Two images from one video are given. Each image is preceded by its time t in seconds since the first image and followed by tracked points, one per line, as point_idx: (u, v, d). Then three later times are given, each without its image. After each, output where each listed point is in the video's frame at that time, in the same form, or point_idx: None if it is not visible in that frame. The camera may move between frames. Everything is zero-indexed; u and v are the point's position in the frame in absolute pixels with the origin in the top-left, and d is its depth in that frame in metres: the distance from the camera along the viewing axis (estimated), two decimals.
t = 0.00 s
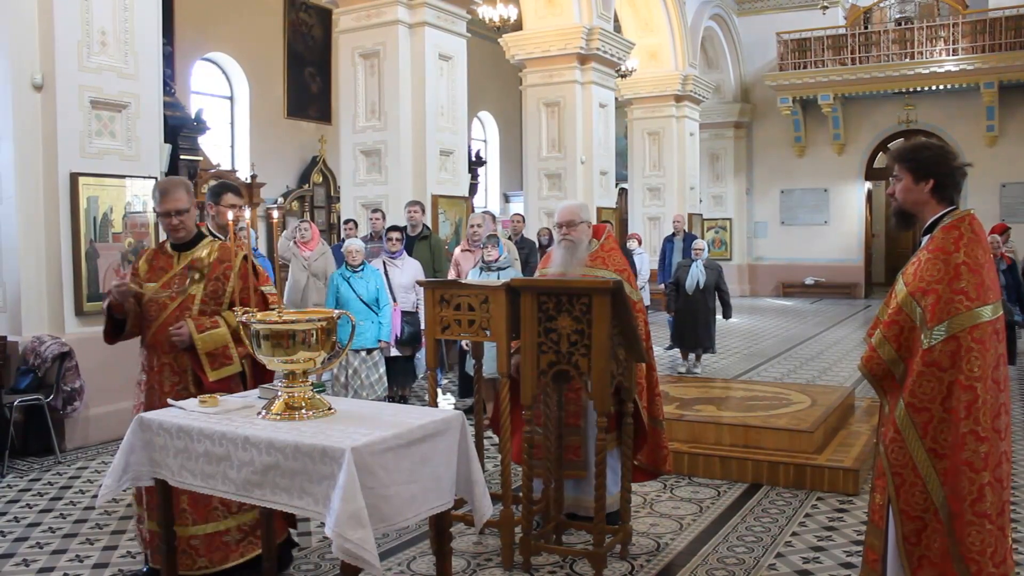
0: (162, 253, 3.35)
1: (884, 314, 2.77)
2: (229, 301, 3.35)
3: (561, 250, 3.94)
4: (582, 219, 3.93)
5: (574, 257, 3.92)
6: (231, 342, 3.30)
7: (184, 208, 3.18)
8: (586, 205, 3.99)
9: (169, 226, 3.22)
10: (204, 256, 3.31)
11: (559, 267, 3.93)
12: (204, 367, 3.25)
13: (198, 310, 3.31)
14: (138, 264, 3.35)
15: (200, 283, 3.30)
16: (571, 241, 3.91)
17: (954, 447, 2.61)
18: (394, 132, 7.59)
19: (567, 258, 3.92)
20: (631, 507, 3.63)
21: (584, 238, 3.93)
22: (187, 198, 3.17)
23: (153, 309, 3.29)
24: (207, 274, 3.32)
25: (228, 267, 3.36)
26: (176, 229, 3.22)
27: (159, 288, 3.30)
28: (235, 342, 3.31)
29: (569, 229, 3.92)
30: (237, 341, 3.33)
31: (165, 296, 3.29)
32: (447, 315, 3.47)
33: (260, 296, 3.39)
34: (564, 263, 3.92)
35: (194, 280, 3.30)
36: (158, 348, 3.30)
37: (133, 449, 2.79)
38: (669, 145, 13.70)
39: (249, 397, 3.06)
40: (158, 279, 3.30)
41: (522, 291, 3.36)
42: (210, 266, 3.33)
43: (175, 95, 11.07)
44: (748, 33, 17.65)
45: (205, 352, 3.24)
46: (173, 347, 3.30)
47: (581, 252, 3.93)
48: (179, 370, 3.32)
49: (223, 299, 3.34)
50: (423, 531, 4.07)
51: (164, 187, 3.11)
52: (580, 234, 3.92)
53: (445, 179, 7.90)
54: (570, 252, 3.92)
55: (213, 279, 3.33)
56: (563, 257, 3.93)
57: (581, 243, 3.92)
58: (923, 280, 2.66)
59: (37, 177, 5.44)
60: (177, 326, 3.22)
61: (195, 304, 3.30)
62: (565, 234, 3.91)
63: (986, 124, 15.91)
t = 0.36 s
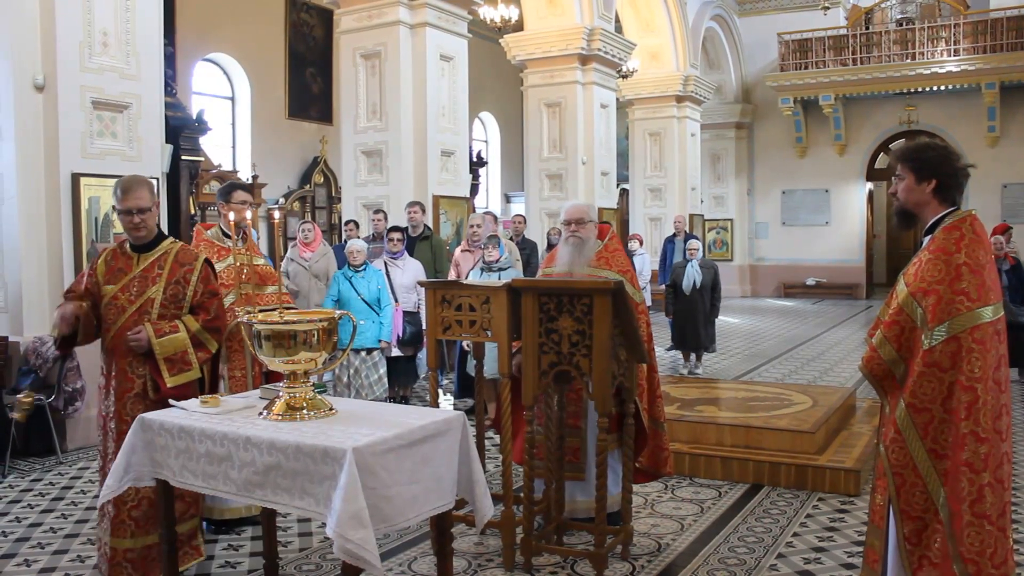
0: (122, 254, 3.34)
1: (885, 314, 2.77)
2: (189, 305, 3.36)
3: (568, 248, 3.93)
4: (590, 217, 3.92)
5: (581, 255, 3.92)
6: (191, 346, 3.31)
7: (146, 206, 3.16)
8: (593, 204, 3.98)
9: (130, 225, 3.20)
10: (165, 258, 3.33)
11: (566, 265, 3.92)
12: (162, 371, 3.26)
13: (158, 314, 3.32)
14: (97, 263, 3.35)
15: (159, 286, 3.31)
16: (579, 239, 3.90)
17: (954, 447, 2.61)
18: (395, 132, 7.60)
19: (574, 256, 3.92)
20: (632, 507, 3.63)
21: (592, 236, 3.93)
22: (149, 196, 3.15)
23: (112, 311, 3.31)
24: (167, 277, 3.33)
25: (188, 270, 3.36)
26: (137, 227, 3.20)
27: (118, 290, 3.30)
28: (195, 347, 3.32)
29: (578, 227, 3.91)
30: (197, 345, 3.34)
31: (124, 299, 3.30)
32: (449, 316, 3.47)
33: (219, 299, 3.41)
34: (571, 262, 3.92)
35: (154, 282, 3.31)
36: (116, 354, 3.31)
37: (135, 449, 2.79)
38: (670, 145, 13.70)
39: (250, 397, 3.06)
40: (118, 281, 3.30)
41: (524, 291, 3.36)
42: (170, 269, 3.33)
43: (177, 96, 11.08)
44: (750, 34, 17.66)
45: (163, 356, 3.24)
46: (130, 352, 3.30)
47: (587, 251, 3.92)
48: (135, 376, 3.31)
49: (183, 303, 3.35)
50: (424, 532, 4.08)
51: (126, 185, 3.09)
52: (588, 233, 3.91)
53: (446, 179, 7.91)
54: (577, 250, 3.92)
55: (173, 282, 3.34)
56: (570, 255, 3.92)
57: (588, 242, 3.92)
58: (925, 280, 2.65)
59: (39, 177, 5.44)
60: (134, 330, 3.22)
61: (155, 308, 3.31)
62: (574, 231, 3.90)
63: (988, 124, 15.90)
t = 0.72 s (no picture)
0: (88, 257, 3.22)
1: (888, 315, 2.77)
2: (152, 316, 3.21)
3: (572, 248, 3.94)
4: (595, 218, 3.92)
5: (586, 256, 3.92)
6: (150, 359, 3.15)
7: (121, 206, 3.07)
8: (597, 205, 3.98)
9: (102, 225, 3.09)
10: (130, 265, 3.19)
11: (571, 265, 3.93)
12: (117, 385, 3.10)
13: (118, 323, 3.17)
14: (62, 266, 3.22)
15: (122, 294, 3.17)
16: (584, 239, 3.90)
17: (956, 448, 2.61)
18: (397, 132, 7.60)
19: (579, 257, 3.92)
20: (634, 507, 3.63)
21: (596, 237, 3.93)
22: (125, 197, 3.07)
23: (72, 317, 3.17)
24: (131, 285, 3.19)
25: (154, 280, 3.22)
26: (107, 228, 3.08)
27: (79, 295, 3.16)
28: (154, 361, 3.16)
29: (582, 227, 3.91)
30: (157, 359, 3.18)
31: (84, 305, 3.16)
32: (451, 316, 3.47)
33: (183, 311, 3.25)
34: (575, 262, 3.92)
35: (116, 290, 3.17)
36: (74, 362, 3.17)
37: (137, 448, 2.80)
38: (672, 146, 13.70)
39: (252, 398, 3.06)
40: (80, 285, 3.17)
41: (526, 292, 3.36)
42: (134, 277, 3.19)
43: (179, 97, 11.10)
44: (751, 34, 17.66)
45: (119, 368, 3.08)
46: (88, 361, 3.17)
47: (592, 252, 3.92)
48: (91, 386, 3.16)
49: (146, 313, 3.21)
50: (426, 532, 4.08)
51: (102, 184, 3.00)
52: (593, 233, 3.91)
53: (448, 179, 7.90)
54: (582, 251, 3.92)
55: (138, 290, 3.20)
56: (574, 255, 3.93)
57: (593, 243, 3.92)
58: (927, 281, 2.65)
59: (42, 178, 5.46)
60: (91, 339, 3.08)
61: (115, 317, 3.17)
62: (579, 232, 3.90)
63: (990, 125, 15.89)
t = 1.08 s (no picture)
0: (57, 252, 3.05)
1: (893, 315, 2.77)
2: (125, 313, 3.03)
3: (581, 250, 3.93)
4: (601, 219, 3.93)
5: (595, 258, 3.92)
6: (122, 358, 2.96)
7: (96, 196, 2.94)
8: (602, 206, 3.99)
9: (74, 218, 2.94)
10: (101, 258, 3.01)
11: (579, 267, 3.92)
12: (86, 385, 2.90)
13: (89, 321, 2.99)
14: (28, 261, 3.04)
15: (93, 289, 2.99)
16: (592, 241, 3.90)
17: (962, 448, 2.60)
18: (402, 132, 7.60)
19: (588, 259, 3.92)
20: (639, 507, 3.63)
21: (604, 238, 3.93)
22: (100, 187, 2.95)
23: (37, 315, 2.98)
24: (103, 281, 3.01)
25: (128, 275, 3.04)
26: (82, 224, 2.94)
27: (46, 290, 2.98)
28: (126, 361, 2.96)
29: (590, 229, 3.92)
30: (130, 358, 3.00)
31: (52, 301, 2.98)
32: (455, 316, 3.47)
33: (158, 309, 3.06)
34: (584, 263, 3.91)
35: (86, 285, 2.99)
36: (39, 361, 2.97)
37: (142, 448, 2.80)
38: (677, 146, 13.69)
39: (257, 397, 3.07)
40: (47, 280, 2.99)
41: (530, 292, 3.36)
42: (106, 272, 3.02)
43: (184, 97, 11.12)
44: (756, 34, 17.65)
45: (90, 367, 2.89)
46: (54, 361, 2.98)
47: (601, 253, 3.92)
48: (57, 387, 2.97)
49: (119, 310, 3.02)
50: (431, 532, 4.08)
51: (74, 172, 2.89)
52: (601, 235, 3.92)
53: (452, 180, 7.91)
54: (590, 253, 3.92)
55: (110, 286, 3.02)
56: (583, 257, 3.92)
57: (602, 244, 3.92)
58: (931, 280, 2.65)
59: (47, 177, 5.47)
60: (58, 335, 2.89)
61: (86, 313, 2.99)
62: (587, 234, 3.90)
63: (996, 124, 15.85)
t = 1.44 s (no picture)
0: (19, 258, 2.98)
1: (901, 314, 2.76)
2: (109, 315, 3.04)
3: (590, 251, 3.92)
4: (608, 219, 3.90)
5: (604, 259, 3.91)
6: (116, 361, 2.98)
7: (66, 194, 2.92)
8: (608, 205, 3.96)
9: (45, 221, 2.90)
10: (77, 261, 3.00)
11: (588, 268, 3.92)
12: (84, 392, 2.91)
13: (72, 326, 2.97)
14: None
15: (74, 293, 2.97)
16: (601, 242, 3.89)
17: (970, 448, 2.59)
18: (409, 132, 7.61)
19: (596, 260, 3.91)
20: (646, 507, 3.62)
21: (612, 239, 3.92)
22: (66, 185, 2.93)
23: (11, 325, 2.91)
24: (83, 283, 3.00)
25: (106, 276, 3.04)
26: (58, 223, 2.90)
27: (19, 298, 2.93)
28: (122, 362, 3.00)
29: (599, 230, 3.90)
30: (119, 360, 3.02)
31: (29, 310, 2.92)
32: (462, 316, 3.48)
33: (144, 307, 3.11)
34: (593, 265, 3.91)
35: (65, 289, 2.97)
36: (24, 374, 2.91)
37: (150, 448, 2.81)
38: (684, 145, 13.67)
39: (265, 396, 3.07)
40: (19, 288, 2.93)
41: (537, 292, 3.35)
42: (85, 274, 3.00)
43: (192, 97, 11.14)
44: (764, 33, 17.61)
45: (88, 374, 2.91)
46: (40, 372, 2.93)
47: (610, 254, 3.91)
48: (45, 397, 2.93)
49: (102, 312, 3.03)
50: (438, 531, 4.09)
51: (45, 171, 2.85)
52: (609, 236, 3.91)
53: (460, 179, 7.91)
54: (599, 254, 3.91)
55: (90, 288, 3.01)
56: (592, 258, 3.91)
57: (610, 245, 3.91)
58: (940, 280, 2.64)
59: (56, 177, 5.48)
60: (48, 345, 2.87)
61: (69, 319, 2.96)
62: (595, 235, 3.89)
63: (1005, 123, 15.78)
